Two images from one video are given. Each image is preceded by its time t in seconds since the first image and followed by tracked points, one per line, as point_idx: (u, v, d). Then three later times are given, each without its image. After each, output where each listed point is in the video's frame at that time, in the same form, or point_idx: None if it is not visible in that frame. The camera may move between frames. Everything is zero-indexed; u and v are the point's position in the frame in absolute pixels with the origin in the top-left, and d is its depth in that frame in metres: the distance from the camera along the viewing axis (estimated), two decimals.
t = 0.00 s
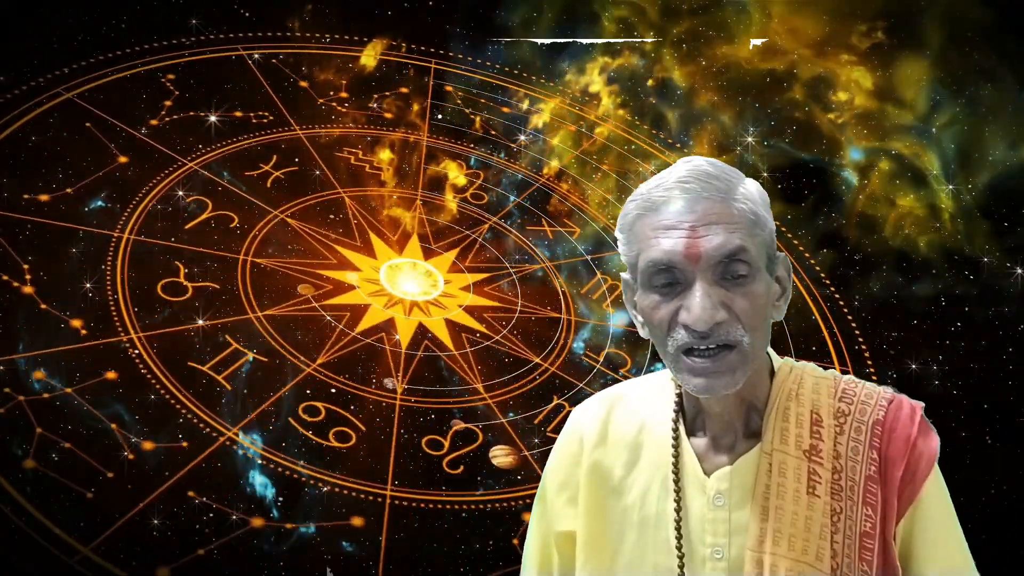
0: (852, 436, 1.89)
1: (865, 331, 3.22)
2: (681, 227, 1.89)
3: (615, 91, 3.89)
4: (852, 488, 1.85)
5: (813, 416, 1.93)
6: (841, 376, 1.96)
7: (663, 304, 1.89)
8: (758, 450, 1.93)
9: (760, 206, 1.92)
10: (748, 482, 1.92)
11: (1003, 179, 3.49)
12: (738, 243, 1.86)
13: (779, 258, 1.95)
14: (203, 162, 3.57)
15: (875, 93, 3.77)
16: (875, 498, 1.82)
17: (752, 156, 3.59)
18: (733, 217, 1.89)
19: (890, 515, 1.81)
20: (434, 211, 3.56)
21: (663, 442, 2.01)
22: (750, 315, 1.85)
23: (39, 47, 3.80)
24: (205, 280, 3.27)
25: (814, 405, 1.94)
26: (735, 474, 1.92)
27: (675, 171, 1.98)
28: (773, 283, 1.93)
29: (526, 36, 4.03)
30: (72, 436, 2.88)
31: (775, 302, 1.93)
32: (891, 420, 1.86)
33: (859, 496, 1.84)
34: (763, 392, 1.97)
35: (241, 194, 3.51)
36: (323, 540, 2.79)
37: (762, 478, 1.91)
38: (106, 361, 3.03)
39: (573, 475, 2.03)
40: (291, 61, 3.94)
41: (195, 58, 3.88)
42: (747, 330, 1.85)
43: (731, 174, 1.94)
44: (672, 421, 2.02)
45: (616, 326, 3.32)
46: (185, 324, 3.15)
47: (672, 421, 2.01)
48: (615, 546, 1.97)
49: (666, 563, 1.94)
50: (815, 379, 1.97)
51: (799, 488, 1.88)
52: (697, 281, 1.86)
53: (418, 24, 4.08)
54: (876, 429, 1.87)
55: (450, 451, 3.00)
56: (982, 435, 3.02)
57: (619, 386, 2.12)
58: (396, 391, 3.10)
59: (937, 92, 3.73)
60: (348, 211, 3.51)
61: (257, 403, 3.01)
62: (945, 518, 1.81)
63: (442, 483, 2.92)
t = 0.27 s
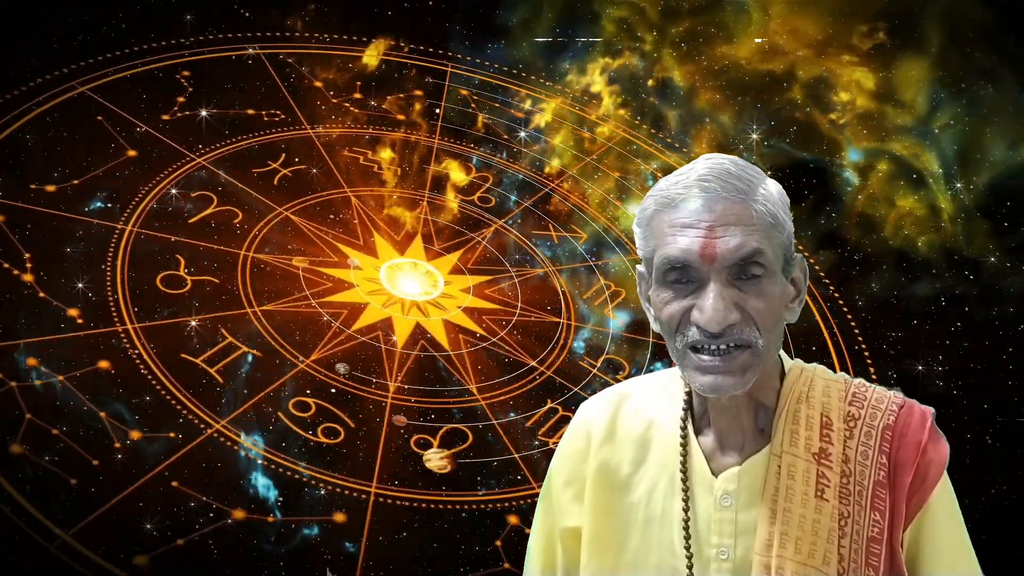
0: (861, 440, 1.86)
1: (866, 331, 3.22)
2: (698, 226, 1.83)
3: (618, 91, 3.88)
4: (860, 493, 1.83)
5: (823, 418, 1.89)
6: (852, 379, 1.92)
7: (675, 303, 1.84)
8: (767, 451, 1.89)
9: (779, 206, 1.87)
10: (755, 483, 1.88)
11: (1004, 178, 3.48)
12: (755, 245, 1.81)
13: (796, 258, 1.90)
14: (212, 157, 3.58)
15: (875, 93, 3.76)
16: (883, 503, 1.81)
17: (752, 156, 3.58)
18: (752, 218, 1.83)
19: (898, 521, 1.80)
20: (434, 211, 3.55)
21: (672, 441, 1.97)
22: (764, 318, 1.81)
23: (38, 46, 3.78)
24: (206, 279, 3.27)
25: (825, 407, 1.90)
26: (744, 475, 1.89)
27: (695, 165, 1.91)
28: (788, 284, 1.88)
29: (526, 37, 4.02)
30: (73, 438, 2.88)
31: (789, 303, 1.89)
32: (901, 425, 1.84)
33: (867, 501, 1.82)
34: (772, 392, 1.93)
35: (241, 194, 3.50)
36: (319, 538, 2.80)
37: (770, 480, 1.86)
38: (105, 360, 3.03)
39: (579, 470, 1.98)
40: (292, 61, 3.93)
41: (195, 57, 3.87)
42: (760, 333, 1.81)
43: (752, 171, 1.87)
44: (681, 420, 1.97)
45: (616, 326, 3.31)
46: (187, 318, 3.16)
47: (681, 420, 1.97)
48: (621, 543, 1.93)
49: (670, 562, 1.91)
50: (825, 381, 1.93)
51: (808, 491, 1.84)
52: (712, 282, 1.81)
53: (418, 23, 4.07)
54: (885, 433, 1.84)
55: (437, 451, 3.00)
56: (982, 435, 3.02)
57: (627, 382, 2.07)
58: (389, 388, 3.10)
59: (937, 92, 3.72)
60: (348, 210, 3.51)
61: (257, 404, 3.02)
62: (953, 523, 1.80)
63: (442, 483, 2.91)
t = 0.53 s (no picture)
0: (863, 436, 1.87)
1: (866, 331, 3.23)
2: (709, 222, 1.84)
3: (619, 92, 3.89)
4: (862, 488, 1.85)
5: (826, 415, 1.91)
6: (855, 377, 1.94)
7: (684, 296, 1.86)
8: (769, 447, 1.90)
9: (788, 206, 1.89)
10: (759, 478, 1.89)
11: (1004, 178, 3.49)
12: (764, 243, 1.83)
13: (803, 258, 1.92)
14: (217, 155, 3.59)
15: (875, 93, 3.77)
16: (884, 498, 1.82)
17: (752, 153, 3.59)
18: (761, 216, 1.85)
19: (898, 515, 1.82)
20: (434, 211, 3.56)
21: (676, 439, 1.97)
22: (770, 314, 1.83)
23: (37, 45, 3.79)
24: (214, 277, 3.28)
25: (828, 404, 1.91)
26: (747, 470, 1.90)
27: (708, 163, 1.93)
28: (794, 282, 1.90)
29: (527, 37, 4.04)
30: (72, 437, 2.89)
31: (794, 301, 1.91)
32: (902, 422, 1.85)
33: (868, 496, 1.84)
34: (776, 390, 1.93)
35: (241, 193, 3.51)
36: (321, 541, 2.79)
37: (773, 475, 1.88)
38: (105, 359, 3.03)
39: (584, 466, 1.98)
40: (293, 61, 3.95)
41: (194, 58, 3.88)
42: (766, 329, 1.83)
43: (763, 171, 1.89)
44: (686, 418, 1.98)
45: (616, 326, 3.32)
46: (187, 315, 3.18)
47: (687, 418, 1.97)
48: (626, 538, 1.95)
49: (674, 556, 1.92)
50: (828, 378, 1.94)
51: (810, 485, 1.86)
52: (720, 278, 1.83)
53: (418, 24, 4.08)
54: (887, 430, 1.86)
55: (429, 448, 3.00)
56: (981, 436, 3.03)
57: (633, 379, 2.07)
58: (380, 386, 3.11)
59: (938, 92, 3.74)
60: (349, 212, 3.52)
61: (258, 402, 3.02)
62: (952, 523, 1.81)
63: (442, 483, 2.92)
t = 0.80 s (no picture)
0: (861, 428, 1.89)
1: (866, 331, 3.25)
2: (712, 212, 1.88)
3: (621, 94, 3.91)
4: (859, 478, 1.86)
5: (825, 407, 1.93)
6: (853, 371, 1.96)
7: (687, 282, 1.88)
8: (770, 437, 1.92)
9: (789, 201, 1.92)
10: (761, 466, 1.91)
11: (1005, 177, 3.52)
12: (765, 232, 1.85)
13: (802, 254, 1.94)
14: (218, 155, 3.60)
15: (875, 94, 3.79)
16: (881, 487, 1.83)
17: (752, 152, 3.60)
18: (763, 207, 1.88)
19: (895, 504, 1.82)
20: (434, 211, 3.58)
21: (681, 435, 1.99)
22: (771, 301, 1.84)
23: (35, 45, 3.76)
24: (212, 278, 3.30)
25: (827, 396, 1.93)
26: (748, 459, 1.91)
27: (712, 161, 1.97)
28: (794, 275, 1.92)
29: (527, 38, 4.05)
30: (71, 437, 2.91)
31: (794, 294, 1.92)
32: (898, 414, 1.87)
33: (865, 485, 1.85)
34: (777, 381, 1.96)
35: (240, 194, 3.51)
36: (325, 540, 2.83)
37: (774, 464, 1.90)
38: (105, 360, 3.04)
39: (590, 461, 2.01)
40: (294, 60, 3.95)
41: (194, 59, 3.88)
42: (767, 315, 1.84)
43: (764, 168, 1.93)
44: (689, 410, 2.00)
45: (616, 325, 3.36)
46: (186, 316, 3.19)
47: (689, 410, 2.00)
48: (629, 530, 1.97)
49: (677, 547, 1.93)
50: (827, 372, 1.97)
51: (809, 474, 1.88)
52: (723, 264, 1.85)
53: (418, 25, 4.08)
54: (883, 421, 1.87)
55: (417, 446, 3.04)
56: (983, 437, 3.05)
57: (638, 377, 2.11)
58: (373, 384, 3.15)
59: (941, 92, 3.75)
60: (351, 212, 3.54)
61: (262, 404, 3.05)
62: (947, 520, 1.82)
63: (442, 483, 2.97)
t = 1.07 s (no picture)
0: (859, 421, 1.91)
1: (866, 330, 3.33)
2: (716, 206, 1.90)
3: (622, 95, 3.82)
4: (858, 469, 1.87)
5: (824, 400, 1.94)
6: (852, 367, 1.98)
7: (692, 274, 1.90)
8: (771, 427, 1.94)
9: (789, 198, 1.94)
10: (761, 459, 1.93)
11: (1004, 180, 3.49)
12: (767, 225, 1.87)
13: (802, 250, 1.96)
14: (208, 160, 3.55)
15: (877, 94, 3.68)
16: (879, 478, 1.84)
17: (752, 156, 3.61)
18: (765, 202, 1.90)
19: (893, 494, 1.82)
20: (434, 211, 3.62)
21: (684, 431, 2.02)
22: (772, 292, 1.86)
23: (33, 44, 3.58)
24: (205, 282, 3.31)
25: (826, 390, 1.95)
26: (749, 451, 1.94)
27: (716, 160, 2.00)
28: (794, 271, 1.94)
29: (533, 27, 3.84)
30: (71, 437, 2.99)
31: (794, 289, 1.94)
32: (895, 407, 1.89)
33: (863, 476, 1.86)
34: (777, 375, 1.97)
35: (240, 194, 3.52)
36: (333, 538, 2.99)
37: (774, 456, 1.92)
38: (106, 364, 3.09)
39: (595, 456, 2.04)
40: (294, 59, 3.82)
41: (198, 58, 3.75)
42: (768, 305, 1.85)
43: (766, 166, 1.95)
44: (693, 405, 2.03)
45: (615, 323, 3.45)
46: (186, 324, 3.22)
47: (693, 405, 2.03)
48: (633, 524, 1.98)
49: (679, 539, 1.94)
50: (826, 368, 1.99)
51: (809, 466, 1.89)
52: (726, 257, 1.87)
53: (417, 25, 3.86)
54: (881, 414, 1.89)
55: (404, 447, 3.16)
56: (983, 437, 3.15)
57: (641, 376, 2.14)
58: (366, 381, 3.25)
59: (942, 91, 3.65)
60: (355, 211, 3.58)
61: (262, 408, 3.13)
62: (944, 517, 1.80)
63: (442, 483, 3.11)
